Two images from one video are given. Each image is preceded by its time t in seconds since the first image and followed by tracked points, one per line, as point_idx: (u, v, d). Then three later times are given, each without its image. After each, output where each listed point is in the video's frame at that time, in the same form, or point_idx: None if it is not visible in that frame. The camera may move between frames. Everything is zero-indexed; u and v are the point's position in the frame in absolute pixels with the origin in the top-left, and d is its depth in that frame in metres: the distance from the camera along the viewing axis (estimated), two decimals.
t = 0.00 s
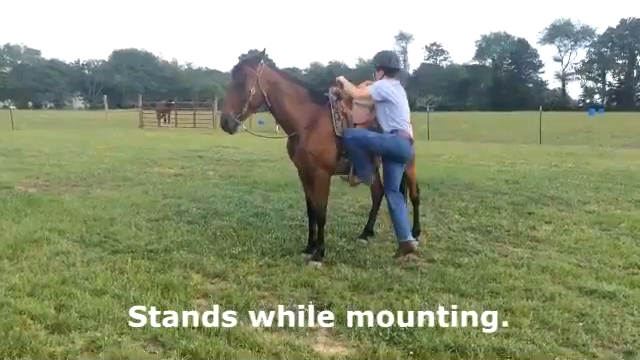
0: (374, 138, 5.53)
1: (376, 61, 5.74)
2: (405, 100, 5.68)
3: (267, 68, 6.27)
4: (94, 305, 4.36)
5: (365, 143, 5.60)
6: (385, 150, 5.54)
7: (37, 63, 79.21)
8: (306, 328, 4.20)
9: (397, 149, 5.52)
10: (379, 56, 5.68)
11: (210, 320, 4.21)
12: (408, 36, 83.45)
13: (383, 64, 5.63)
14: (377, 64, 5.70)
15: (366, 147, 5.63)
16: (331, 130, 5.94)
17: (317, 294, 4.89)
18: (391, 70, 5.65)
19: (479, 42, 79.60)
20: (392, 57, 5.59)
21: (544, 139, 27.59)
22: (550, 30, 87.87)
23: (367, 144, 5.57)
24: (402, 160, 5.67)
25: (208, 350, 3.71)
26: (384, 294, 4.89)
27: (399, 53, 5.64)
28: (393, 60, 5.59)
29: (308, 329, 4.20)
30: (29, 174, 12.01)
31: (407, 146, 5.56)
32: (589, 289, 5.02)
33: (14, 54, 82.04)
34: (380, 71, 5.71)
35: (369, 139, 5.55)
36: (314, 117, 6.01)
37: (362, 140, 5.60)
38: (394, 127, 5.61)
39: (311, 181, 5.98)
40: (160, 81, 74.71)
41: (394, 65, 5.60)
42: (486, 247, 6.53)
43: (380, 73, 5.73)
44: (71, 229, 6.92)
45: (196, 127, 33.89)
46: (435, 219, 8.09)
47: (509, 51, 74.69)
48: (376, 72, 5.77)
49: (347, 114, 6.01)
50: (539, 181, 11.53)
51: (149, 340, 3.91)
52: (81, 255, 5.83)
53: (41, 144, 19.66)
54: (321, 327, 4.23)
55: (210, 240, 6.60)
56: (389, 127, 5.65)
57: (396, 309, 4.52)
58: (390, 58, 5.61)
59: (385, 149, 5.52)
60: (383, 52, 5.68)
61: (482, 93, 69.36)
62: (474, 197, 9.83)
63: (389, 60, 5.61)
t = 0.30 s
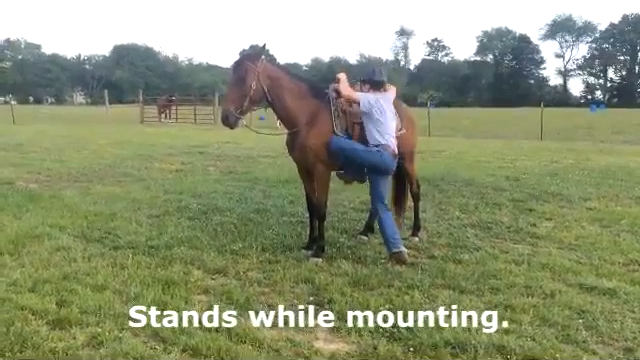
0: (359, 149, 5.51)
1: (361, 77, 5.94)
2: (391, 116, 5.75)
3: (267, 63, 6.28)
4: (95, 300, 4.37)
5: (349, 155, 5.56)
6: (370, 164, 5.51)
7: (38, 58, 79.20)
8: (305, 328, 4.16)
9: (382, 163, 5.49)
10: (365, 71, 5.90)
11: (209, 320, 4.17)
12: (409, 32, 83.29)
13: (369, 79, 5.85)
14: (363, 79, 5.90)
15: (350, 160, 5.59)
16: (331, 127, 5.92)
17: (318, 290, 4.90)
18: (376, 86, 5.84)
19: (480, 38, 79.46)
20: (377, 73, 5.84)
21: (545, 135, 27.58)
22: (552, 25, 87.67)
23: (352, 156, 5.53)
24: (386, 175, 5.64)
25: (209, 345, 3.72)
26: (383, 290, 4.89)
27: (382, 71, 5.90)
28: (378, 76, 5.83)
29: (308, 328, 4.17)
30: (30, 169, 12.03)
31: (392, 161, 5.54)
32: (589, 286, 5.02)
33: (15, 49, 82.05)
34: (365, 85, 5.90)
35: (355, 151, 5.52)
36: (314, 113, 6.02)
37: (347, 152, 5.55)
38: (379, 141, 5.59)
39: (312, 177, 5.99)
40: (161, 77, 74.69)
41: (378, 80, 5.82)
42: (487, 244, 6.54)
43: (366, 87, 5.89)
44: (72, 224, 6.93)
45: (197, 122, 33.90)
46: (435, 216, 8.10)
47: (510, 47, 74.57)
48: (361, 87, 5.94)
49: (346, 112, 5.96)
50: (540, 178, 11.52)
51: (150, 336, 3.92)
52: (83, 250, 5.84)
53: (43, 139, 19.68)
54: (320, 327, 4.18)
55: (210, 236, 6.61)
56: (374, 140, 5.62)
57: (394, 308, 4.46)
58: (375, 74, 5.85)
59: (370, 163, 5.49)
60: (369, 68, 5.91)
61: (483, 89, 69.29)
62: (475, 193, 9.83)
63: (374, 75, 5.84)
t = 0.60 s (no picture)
0: (361, 125, 5.83)
1: (327, 54, 6.09)
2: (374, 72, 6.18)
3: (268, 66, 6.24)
4: (96, 306, 4.36)
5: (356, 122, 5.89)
6: (374, 127, 5.86)
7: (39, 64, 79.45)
8: (307, 328, 4.21)
9: (383, 119, 5.85)
10: (330, 49, 6.06)
11: (209, 321, 4.22)
12: (409, 36, 83.45)
13: (338, 55, 6.03)
14: (331, 57, 6.06)
15: (358, 140, 5.90)
16: (329, 132, 5.96)
17: (319, 295, 4.89)
18: (346, 58, 6.04)
19: (480, 42, 79.57)
20: (344, 45, 6.00)
21: (546, 139, 27.61)
22: (552, 29, 87.76)
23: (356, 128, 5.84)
24: (389, 128, 6.02)
25: (210, 351, 3.71)
26: (384, 295, 4.87)
27: (345, 40, 6.05)
28: (345, 48, 6.00)
29: (308, 328, 4.23)
30: (31, 174, 12.05)
31: (389, 109, 5.91)
32: (591, 290, 5.01)
33: (16, 54, 82.39)
34: (336, 60, 6.06)
35: (358, 129, 5.83)
36: (313, 117, 6.04)
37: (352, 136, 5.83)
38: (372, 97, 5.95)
39: (310, 182, 6.00)
40: (162, 81, 74.87)
41: (348, 52, 6.01)
42: (488, 249, 6.52)
43: (338, 64, 6.07)
44: (73, 229, 6.94)
45: (197, 127, 33.96)
46: (436, 220, 8.09)
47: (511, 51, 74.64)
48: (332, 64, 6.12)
49: (344, 117, 6.04)
50: (541, 182, 11.51)
51: (150, 342, 3.91)
52: (83, 256, 5.84)
53: (44, 144, 19.73)
54: (321, 327, 4.25)
55: (211, 241, 6.60)
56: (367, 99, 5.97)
57: (395, 308, 4.54)
58: (342, 46, 6.01)
59: (372, 123, 5.83)
60: (332, 44, 6.06)
61: (483, 93, 69.38)
62: (476, 197, 9.83)
63: (341, 49, 6.01)
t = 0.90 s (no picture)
0: (362, 117, 5.89)
1: (307, 51, 6.06)
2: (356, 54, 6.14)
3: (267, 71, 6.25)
4: (96, 311, 4.35)
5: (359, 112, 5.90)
6: (375, 107, 5.93)
7: (41, 68, 79.67)
8: (308, 328, 4.28)
9: (380, 96, 5.94)
10: (310, 46, 6.03)
11: (209, 320, 4.32)
12: (410, 42, 83.67)
13: (319, 49, 6.01)
14: (313, 53, 6.03)
15: (361, 132, 5.97)
16: (329, 137, 5.95)
17: (319, 299, 4.89)
18: (328, 51, 6.04)
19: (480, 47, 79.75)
20: (322, 39, 5.99)
21: (546, 145, 27.62)
22: (552, 35, 87.90)
23: (359, 119, 5.89)
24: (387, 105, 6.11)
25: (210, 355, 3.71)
26: (385, 300, 4.87)
27: (322, 33, 6.04)
28: (325, 41, 5.99)
29: (309, 327, 4.31)
30: (32, 179, 12.05)
31: (381, 87, 5.97)
32: (592, 296, 5.00)
33: (18, 59, 82.63)
34: (318, 55, 6.04)
35: (361, 119, 5.89)
36: (312, 121, 6.03)
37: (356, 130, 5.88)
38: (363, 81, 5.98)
39: (309, 186, 6.01)
40: (163, 86, 75.04)
41: (329, 45, 5.99)
42: (489, 254, 6.51)
43: (320, 58, 6.04)
44: (73, 234, 6.93)
45: (198, 132, 34.01)
46: (437, 225, 8.08)
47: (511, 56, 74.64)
48: (315, 60, 6.09)
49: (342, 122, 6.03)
50: (541, 187, 11.51)
51: (150, 347, 3.90)
52: (84, 261, 5.83)
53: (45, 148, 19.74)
54: (322, 327, 4.32)
55: (211, 246, 6.60)
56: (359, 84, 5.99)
57: (396, 309, 4.65)
58: (321, 40, 6.00)
59: (374, 106, 5.92)
60: (310, 40, 6.04)
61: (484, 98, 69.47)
62: (476, 202, 9.83)
63: (321, 43, 5.99)
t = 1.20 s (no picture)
0: (363, 114, 5.97)
1: (295, 43, 6.00)
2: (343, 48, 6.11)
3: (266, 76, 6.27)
4: (98, 315, 4.34)
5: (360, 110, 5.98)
6: (374, 99, 6.00)
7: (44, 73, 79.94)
8: (307, 327, 4.36)
9: (376, 88, 6.02)
10: (299, 37, 5.97)
11: (209, 321, 4.40)
12: (412, 47, 83.78)
13: (309, 41, 5.97)
14: (301, 44, 5.98)
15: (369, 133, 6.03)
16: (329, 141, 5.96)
17: (321, 304, 4.89)
18: (316, 43, 6.01)
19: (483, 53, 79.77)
20: (311, 30, 5.95)
21: (550, 150, 27.55)
22: (554, 40, 87.91)
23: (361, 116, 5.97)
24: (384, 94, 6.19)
25: None
26: (387, 305, 4.86)
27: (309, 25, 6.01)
28: (315, 32, 5.95)
29: (311, 329, 4.35)
30: (35, 183, 12.08)
31: (374, 79, 6.04)
32: (595, 302, 4.99)
33: (21, 63, 82.94)
34: (307, 46, 5.99)
35: (363, 118, 5.96)
36: (311, 124, 6.05)
37: (360, 127, 5.93)
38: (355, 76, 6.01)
39: (310, 190, 6.01)
40: (166, 91, 75.24)
41: (318, 36, 5.98)
42: (491, 259, 6.50)
43: (309, 48, 5.99)
44: (76, 238, 6.93)
45: (201, 136, 34.06)
46: (439, 230, 8.07)
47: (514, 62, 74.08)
48: (303, 51, 6.04)
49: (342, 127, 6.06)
50: (544, 192, 11.50)
51: (152, 351, 3.90)
52: (86, 265, 5.83)
53: (47, 153, 19.79)
54: (322, 326, 4.40)
55: (214, 250, 6.59)
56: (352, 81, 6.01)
57: (395, 308, 4.79)
58: (309, 31, 5.96)
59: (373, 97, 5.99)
60: (298, 32, 5.98)
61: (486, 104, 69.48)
62: (479, 208, 9.81)
63: (310, 34, 5.95)
